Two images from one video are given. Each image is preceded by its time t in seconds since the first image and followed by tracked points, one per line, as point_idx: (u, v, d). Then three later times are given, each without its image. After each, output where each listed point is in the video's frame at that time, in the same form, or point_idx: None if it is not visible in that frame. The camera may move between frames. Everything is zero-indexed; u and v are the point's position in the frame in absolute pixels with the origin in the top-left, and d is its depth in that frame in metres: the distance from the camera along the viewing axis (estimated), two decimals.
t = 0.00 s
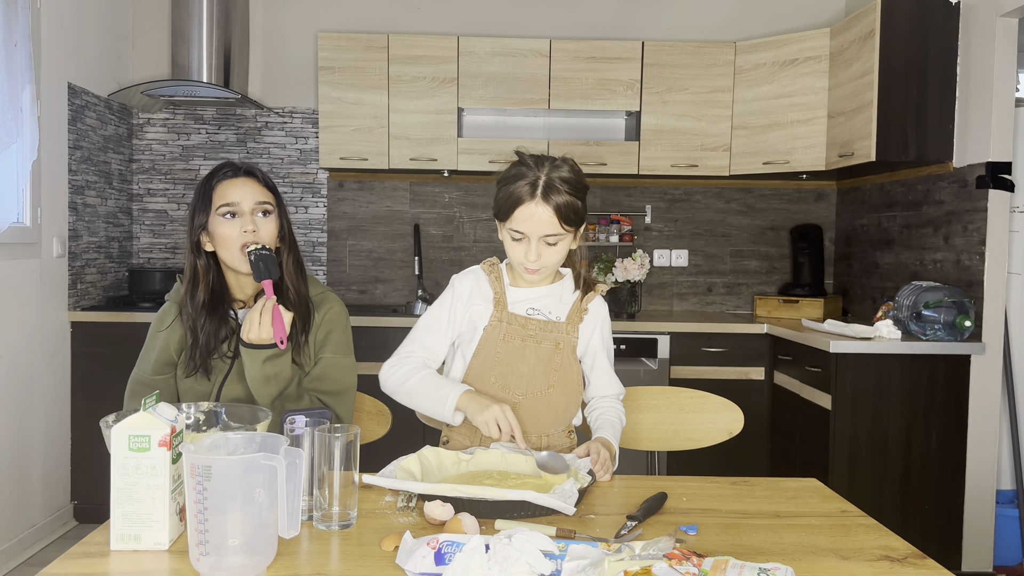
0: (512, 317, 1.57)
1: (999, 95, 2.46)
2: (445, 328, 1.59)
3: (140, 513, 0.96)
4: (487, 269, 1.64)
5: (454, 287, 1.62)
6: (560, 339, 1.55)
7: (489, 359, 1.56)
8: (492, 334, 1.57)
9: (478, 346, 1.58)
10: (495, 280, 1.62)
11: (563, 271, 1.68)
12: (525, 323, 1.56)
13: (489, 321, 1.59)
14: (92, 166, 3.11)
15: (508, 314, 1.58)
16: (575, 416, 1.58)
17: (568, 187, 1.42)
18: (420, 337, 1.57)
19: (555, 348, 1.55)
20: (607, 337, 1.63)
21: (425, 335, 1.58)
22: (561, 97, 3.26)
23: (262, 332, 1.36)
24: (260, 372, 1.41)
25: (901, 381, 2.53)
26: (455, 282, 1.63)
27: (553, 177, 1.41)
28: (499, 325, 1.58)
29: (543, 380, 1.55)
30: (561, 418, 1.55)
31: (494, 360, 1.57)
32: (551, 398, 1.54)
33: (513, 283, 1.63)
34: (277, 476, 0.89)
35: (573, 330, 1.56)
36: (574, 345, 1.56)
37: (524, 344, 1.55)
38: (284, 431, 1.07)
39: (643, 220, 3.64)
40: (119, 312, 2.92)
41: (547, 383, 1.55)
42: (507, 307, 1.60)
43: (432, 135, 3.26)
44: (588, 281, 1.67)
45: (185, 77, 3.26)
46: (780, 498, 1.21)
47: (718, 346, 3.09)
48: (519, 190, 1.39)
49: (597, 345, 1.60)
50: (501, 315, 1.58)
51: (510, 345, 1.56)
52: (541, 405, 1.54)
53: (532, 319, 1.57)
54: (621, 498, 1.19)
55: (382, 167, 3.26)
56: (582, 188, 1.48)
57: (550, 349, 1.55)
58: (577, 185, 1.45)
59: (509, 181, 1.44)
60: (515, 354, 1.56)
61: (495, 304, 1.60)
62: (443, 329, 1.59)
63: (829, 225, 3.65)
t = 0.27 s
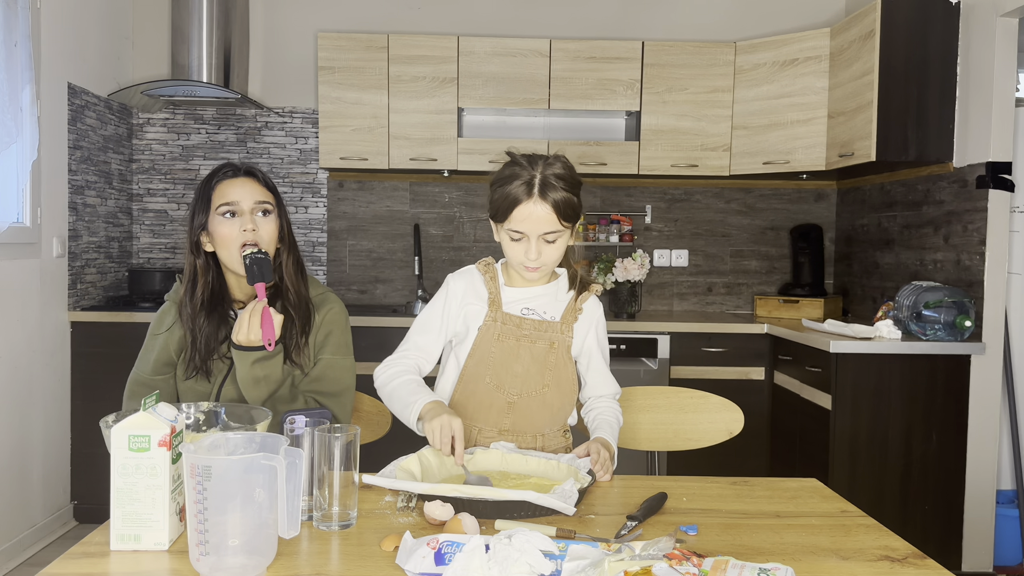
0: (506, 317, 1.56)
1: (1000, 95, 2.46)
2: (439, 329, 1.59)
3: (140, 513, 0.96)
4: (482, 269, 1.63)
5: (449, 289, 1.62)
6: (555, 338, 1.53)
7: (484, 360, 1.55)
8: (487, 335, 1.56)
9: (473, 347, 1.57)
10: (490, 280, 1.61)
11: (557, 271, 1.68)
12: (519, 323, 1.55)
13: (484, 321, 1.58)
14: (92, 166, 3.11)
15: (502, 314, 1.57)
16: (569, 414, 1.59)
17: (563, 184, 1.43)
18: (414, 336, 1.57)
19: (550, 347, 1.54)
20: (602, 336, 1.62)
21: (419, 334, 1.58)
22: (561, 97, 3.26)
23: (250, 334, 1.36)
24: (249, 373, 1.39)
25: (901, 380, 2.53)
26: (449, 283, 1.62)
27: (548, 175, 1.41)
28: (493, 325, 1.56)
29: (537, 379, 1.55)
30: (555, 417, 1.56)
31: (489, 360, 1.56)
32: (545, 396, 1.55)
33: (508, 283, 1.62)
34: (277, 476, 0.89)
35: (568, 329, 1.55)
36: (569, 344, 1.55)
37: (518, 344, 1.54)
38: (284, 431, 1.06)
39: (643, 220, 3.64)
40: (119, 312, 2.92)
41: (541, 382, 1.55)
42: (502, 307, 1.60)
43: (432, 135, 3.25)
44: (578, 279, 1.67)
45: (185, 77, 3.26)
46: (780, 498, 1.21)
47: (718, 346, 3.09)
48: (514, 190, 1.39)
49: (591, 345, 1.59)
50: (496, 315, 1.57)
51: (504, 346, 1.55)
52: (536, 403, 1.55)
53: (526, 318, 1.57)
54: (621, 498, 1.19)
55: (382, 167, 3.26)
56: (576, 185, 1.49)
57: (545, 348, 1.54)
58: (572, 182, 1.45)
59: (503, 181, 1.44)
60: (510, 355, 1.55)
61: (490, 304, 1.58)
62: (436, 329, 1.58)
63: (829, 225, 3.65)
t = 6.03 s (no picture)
0: (474, 317, 1.56)
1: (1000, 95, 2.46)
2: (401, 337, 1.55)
3: (140, 513, 0.96)
4: (437, 272, 1.61)
5: (406, 296, 1.58)
6: (523, 331, 1.59)
7: (459, 362, 1.56)
8: (457, 338, 1.56)
9: (444, 350, 1.57)
10: (448, 283, 1.59)
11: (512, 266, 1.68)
12: (487, 322, 1.57)
13: (450, 326, 1.57)
14: (92, 165, 3.11)
15: (469, 315, 1.57)
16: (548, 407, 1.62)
17: (523, 191, 1.45)
18: (375, 350, 1.52)
19: (520, 340, 1.59)
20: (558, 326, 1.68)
21: (380, 347, 1.53)
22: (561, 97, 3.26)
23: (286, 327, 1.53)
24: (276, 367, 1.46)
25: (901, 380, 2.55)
26: (405, 290, 1.59)
27: (510, 183, 1.44)
28: (461, 328, 1.56)
29: (515, 373, 1.58)
30: (536, 408, 1.60)
31: (464, 363, 1.56)
32: (523, 390, 1.58)
33: (467, 282, 1.61)
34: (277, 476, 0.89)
35: (533, 321, 1.60)
36: (537, 335, 1.61)
37: (491, 342, 1.57)
38: (284, 432, 1.06)
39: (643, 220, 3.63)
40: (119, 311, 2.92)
41: (518, 377, 1.58)
42: (465, 308, 1.59)
43: (432, 134, 3.25)
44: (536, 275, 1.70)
45: (185, 77, 3.26)
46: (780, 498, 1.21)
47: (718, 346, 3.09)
48: (475, 196, 1.41)
49: (550, 334, 1.65)
50: (461, 317, 1.56)
51: (477, 346, 1.57)
52: (516, 399, 1.58)
53: (492, 316, 1.58)
54: (621, 498, 1.19)
55: (381, 166, 3.26)
56: (536, 191, 1.52)
57: (515, 342, 1.58)
58: (531, 188, 1.48)
59: (463, 185, 1.45)
60: (484, 353, 1.57)
61: (453, 306, 1.57)
62: (397, 337, 1.54)
63: (829, 225, 3.65)
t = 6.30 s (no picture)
0: (470, 317, 1.56)
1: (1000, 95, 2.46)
2: (400, 337, 1.56)
3: (139, 513, 0.96)
4: (436, 271, 1.62)
5: (403, 297, 1.59)
6: (520, 331, 1.58)
7: (454, 363, 1.56)
8: (454, 338, 1.56)
9: (440, 350, 1.57)
10: (445, 282, 1.60)
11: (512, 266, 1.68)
12: (484, 321, 1.57)
13: (447, 325, 1.57)
14: (92, 166, 3.11)
15: (465, 315, 1.57)
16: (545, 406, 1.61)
17: (521, 191, 1.46)
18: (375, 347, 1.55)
19: (517, 340, 1.58)
20: (557, 326, 1.67)
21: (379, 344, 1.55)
22: (561, 97, 3.26)
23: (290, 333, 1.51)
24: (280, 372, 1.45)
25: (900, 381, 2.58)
26: (403, 291, 1.60)
27: (508, 183, 1.44)
28: (457, 328, 1.56)
29: (512, 373, 1.58)
30: (533, 408, 1.59)
31: (459, 363, 1.56)
32: (520, 390, 1.58)
33: (465, 282, 1.62)
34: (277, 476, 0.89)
35: (531, 320, 1.59)
36: (534, 335, 1.59)
37: (487, 342, 1.57)
38: (284, 432, 1.06)
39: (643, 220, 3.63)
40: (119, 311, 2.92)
41: (515, 377, 1.58)
42: (462, 307, 1.59)
43: (432, 134, 3.25)
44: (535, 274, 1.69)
45: (185, 77, 3.26)
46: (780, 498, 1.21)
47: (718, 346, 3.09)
48: (474, 198, 1.41)
49: (548, 336, 1.63)
50: (458, 317, 1.57)
51: (473, 346, 1.57)
52: (513, 399, 1.58)
53: (489, 316, 1.58)
54: (621, 498, 1.19)
55: (381, 166, 3.26)
56: (534, 190, 1.52)
57: (512, 342, 1.58)
58: (529, 188, 1.48)
59: (461, 186, 1.45)
60: (481, 353, 1.57)
61: (450, 306, 1.58)
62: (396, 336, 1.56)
63: (829, 225, 3.65)
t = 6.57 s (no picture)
0: (469, 317, 1.56)
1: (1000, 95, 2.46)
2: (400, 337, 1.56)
3: (139, 513, 0.96)
4: (436, 270, 1.61)
5: (404, 296, 1.58)
6: (519, 332, 1.58)
7: (451, 363, 1.56)
8: (451, 338, 1.56)
9: (438, 350, 1.56)
10: (445, 281, 1.59)
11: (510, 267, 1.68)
12: (483, 321, 1.57)
13: (447, 324, 1.57)
14: (92, 165, 3.11)
15: (464, 315, 1.56)
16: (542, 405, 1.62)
17: (521, 191, 1.46)
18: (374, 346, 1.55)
19: (515, 342, 1.58)
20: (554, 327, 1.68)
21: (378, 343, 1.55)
22: (561, 97, 3.26)
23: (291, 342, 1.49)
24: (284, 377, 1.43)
25: (901, 382, 2.58)
26: (403, 289, 1.59)
27: (508, 183, 1.44)
28: (455, 328, 1.56)
29: (508, 373, 1.58)
30: (528, 408, 1.60)
31: (456, 363, 1.56)
32: (516, 390, 1.58)
33: (464, 282, 1.61)
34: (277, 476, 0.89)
35: (529, 321, 1.59)
36: (533, 336, 1.59)
37: (485, 342, 1.57)
38: (284, 432, 1.07)
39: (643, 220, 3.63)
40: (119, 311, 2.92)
41: (512, 377, 1.58)
42: (461, 307, 1.58)
43: (432, 134, 3.25)
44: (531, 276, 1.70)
45: (185, 77, 3.25)
46: (780, 498, 1.21)
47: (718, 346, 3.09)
48: (474, 198, 1.41)
49: (546, 337, 1.65)
50: (457, 317, 1.56)
51: (470, 347, 1.57)
52: (509, 399, 1.58)
53: (488, 316, 1.58)
54: (621, 498, 1.19)
55: (381, 166, 3.26)
56: (533, 189, 1.52)
57: (509, 343, 1.58)
58: (528, 187, 1.48)
59: (461, 186, 1.45)
60: (478, 354, 1.57)
61: (450, 306, 1.57)
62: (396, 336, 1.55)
63: (829, 225, 3.65)
